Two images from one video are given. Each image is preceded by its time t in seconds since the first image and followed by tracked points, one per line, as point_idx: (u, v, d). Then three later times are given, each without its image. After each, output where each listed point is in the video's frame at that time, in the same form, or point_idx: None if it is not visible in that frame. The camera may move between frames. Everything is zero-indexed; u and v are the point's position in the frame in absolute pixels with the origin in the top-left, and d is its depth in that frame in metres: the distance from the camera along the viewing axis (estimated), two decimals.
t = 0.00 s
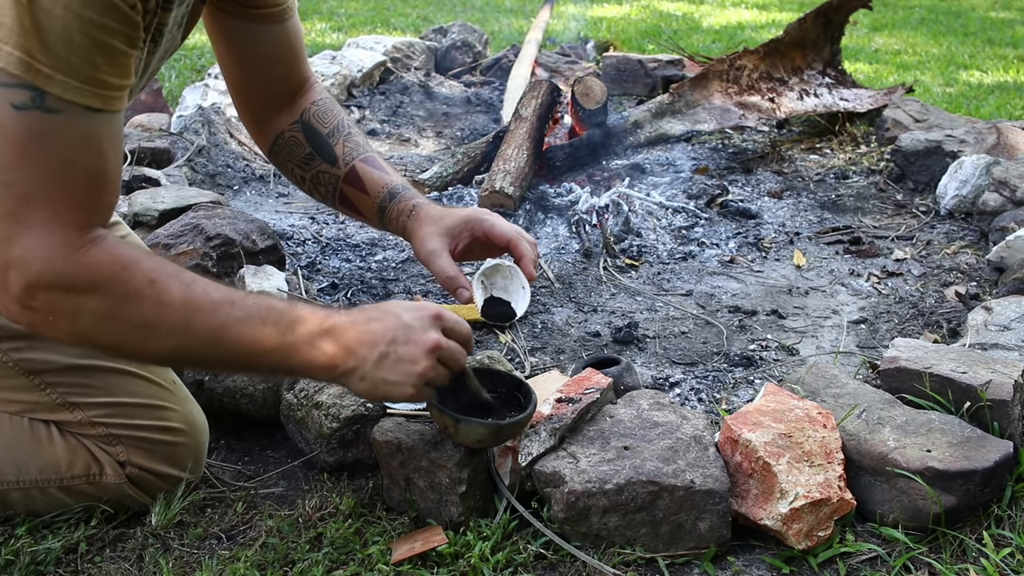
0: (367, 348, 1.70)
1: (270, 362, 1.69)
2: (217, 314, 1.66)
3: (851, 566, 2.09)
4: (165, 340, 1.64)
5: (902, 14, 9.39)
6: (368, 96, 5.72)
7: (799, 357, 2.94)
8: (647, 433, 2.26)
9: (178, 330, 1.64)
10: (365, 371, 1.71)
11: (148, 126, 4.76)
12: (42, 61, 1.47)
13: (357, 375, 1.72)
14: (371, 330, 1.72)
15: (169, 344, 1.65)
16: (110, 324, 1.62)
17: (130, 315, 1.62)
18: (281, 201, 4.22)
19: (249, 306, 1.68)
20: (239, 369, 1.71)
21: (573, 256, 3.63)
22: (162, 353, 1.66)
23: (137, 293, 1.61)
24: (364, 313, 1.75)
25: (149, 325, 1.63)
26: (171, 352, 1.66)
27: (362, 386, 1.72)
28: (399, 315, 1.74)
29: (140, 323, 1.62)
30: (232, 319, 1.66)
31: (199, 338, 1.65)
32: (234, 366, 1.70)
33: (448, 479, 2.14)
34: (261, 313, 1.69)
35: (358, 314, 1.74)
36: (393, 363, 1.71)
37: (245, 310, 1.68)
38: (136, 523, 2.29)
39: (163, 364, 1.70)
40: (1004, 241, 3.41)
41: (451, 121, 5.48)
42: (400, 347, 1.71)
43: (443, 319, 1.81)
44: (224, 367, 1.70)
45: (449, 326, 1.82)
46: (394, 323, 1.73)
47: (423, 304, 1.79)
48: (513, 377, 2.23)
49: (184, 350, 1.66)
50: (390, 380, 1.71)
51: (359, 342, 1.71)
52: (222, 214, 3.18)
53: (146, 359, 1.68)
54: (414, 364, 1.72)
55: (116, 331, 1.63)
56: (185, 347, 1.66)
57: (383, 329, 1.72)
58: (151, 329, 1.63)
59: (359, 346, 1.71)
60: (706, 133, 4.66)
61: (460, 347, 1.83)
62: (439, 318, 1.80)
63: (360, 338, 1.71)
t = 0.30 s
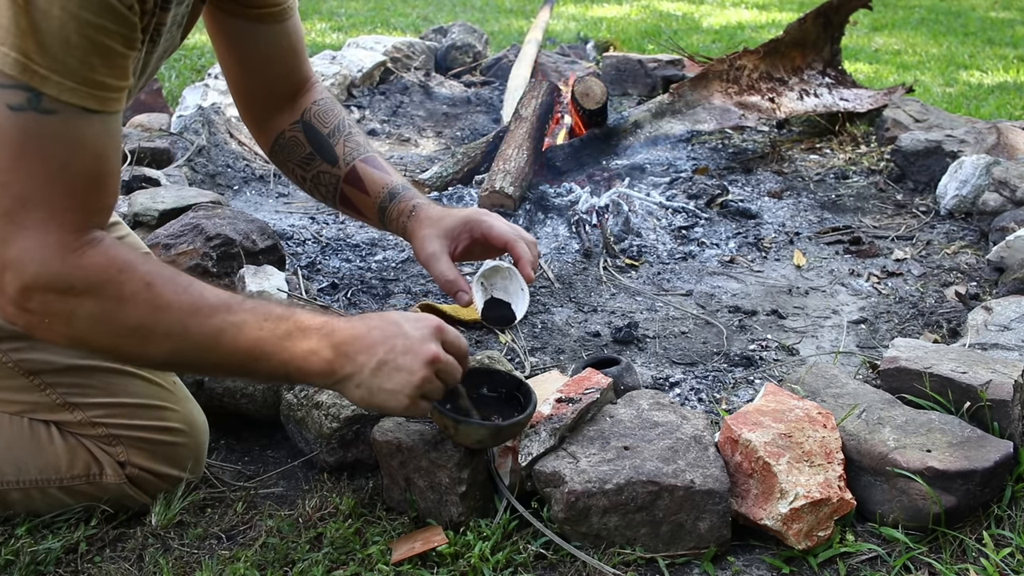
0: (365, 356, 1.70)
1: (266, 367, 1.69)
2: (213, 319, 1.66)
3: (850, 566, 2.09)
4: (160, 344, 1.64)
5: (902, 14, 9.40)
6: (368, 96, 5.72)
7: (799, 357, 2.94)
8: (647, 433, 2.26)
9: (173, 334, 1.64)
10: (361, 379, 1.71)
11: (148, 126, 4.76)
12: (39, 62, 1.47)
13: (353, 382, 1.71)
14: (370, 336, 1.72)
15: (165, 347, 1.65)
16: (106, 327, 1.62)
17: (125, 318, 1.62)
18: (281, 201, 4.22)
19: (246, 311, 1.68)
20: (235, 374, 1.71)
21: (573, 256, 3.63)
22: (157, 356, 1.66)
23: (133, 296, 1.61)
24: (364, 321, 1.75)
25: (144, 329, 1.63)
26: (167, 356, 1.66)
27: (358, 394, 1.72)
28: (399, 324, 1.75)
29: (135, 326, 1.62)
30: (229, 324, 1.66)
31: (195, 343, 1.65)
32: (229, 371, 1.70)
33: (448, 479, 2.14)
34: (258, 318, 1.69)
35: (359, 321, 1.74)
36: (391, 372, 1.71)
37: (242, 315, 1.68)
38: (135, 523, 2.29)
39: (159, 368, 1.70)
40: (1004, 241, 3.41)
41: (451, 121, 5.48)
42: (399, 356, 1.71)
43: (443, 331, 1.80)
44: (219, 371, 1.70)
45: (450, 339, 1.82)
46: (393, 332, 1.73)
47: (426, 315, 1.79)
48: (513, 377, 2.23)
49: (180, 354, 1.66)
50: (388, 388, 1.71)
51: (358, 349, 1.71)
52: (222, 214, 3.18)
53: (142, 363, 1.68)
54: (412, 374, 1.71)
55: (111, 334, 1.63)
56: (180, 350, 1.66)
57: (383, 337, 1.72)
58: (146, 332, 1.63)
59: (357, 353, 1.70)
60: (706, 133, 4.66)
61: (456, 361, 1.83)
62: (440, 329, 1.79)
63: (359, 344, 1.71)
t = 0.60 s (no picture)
0: (361, 356, 1.71)
1: (260, 368, 1.69)
2: (208, 320, 1.66)
3: (851, 566, 2.09)
4: (154, 344, 1.65)
5: (902, 14, 9.40)
6: (368, 96, 5.72)
7: (799, 357, 2.94)
8: (647, 433, 2.26)
9: (167, 334, 1.64)
10: (358, 377, 1.71)
11: (148, 126, 4.76)
12: (33, 63, 1.47)
13: (349, 380, 1.72)
14: (364, 335, 1.72)
15: (159, 347, 1.65)
16: (101, 328, 1.62)
17: (120, 319, 1.62)
18: (281, 201, 4.22)
19: (241, 311, 1.69)
20: (229, 374, 1.71)
21: (573, 256, 3.63)
22: (151, 356, 1.66)
23: (127, 297, 1.61)
24: (357, 317, 1.75)
25: (138, 329, 1.63)
26: (161, 356, 1.66)
27: (355, 392, 1.73)
28: (391, 319, 1.75)
29: (130, 327, 1.62)
30: (223, 324, 1.66)
31: (189, 343, 1.65)
32: (223, 371, 1.70)
33: (448, 479, 2.14)
34: (254, 319, 1.69)
35: (352, 318, 1.74)
36: (388, 370, 1.71)
37: (236, 315, 1.68)
38: (135, 523, 2.29)
39: (154, 368, 1.70)
40: (1004, 241, 3.41)
41: (451, 121, 5.48)
42: (394, 353, 1.72)
43: (436, 325, 1.81)
44: (212, 371, 1.71)
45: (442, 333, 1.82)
46: (386, 328, 1.73)
47: (415, 310, 1.79)
48: (513, 377, 2.22)
49: (174, 354, 1.66)
50: (385, 386, 1.71)
51: (354, 347, 1.71)
52: (222, 214, 3.17)
53: (137, 363, 1.68)
54: (409, 369, 1.72)
55: (106, 335, 1.63)
56: (175, 350, 1.66)
57: (377, 333, 1.73)
58: (140, 333, 1.63)
59: (352, 352, 1.71)
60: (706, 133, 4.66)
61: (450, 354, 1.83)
62: (434, 323, 1.80)
63: (353, 342, 1.71)
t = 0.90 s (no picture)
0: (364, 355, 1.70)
1: (262, 367, 1.69)
2: (210, 320, 1.66)
3: (850, 566, 2.09)
4: (157, 344, 1.65)
5: (902, 14, 9.40)
6: (368, 96, 5.72)
7: (799, 357, 2.94)
8: (647, 433, 2.26)
9: (170, 334, 1.64)
10: (361, 376, 1.71)
11: (148, 126, 4.76)
12: (32, 64, 1.47)
13: (352, 379, 1.72)
14: (367, 335, 1.72)
15: (162, 347, 1.65)
16: (103, 328, 1.62)
17: (122, 319, 1.62)
18: (281, 201, 4.22)
19: (243, 311, 1.69)
20: (232, 373, 1.71)
21: (573, 256, 3.63)
22: (155, 356, 1.66)
23: (130, 297, 1.61)
24: (361, 318, 1.74)
25: (141, 329, 1.63)
26: (164, 356, 1.66)
27: (357, 391, 1.72)
28: (396, 319, 1.74)
29: (133, 327, 1.63)
30: (225, 324, 1.66)
31: (192, 343, 1.65)
32: (226, 371, 1.70)
33: (448, 479, 2.14)
34: (256, 318, 1.69)
35: (355, 318, 1.74)
36: (390, 368, 1.71)
37: (239, 315, 1.68)
38: (135, 523, 2.29)
39: (157, 368, 1.70)
40: (1004, 241, 3.41)
41: (451, 121, 5.48)
42: (397, 352, 1.71)
43: (440, 326, 1.79)
44: (215, 371, 1.71)
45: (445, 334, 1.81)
46: (390, 328, 1.73)
47: (420, 310, 1.78)
48: (513, 377, 2.22)
49: (176, 354, 1.66)
50: (388, 386, 1.71)
51: (357, 346, 1.71)
52: (222, 214, 3.17)
53: (141, 363, 1.68)
54: (410, 370, 1.71)
55: (109, 335, 1.63)
56: (179, 350, 1.66)
57: (380, 333, 1.72)
58: (143, 333, 1.63)
59: (355, 351, 1.71)
60: (705, 133, 4.66)
61: (454, 355, 1.83)
62: (436, 324, 1.78)
63: (357, 342, 1.71)
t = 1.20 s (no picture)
0: (365, 354, 1.71)
1: (263, 367, 1.69)
2: (210, 319, 1.66)
3: (850, 566, 2.09)
4: (158, 344, 1.65)
5: (902, 14, 9.40)
6: (368, 96, 5.72)
7: (799, 357, 2.94)
8: (647, 433, 2.26)
9: (171, 334, 1.64)
10: (363, 376, 1.72)
11: (148, 126, 4.76)
12: (32, 64, 1.47)
13: (354, 379, 1.73)
14: (369, 335, 1.72)
15: (163, 347, 1.65)
16: (104, 328, 1.62)
17: (123, 319, 1.62)
18: (281, 201, 4.22)
19: (244, 311, 1.69)
20: (233, 373, 1.71)
21: (573, 256, 3.63)
22: (155, 356, 1.66)
23: (130, 297, 1.61)
24: (362, 317, 1.75)
25: (141, 330, 1.63)
26: (164, 356, 1.66)
27: (360, 391, 1.73)
28: (397, 319, 1.75)
29: (134, 327, 1.62)
30: (225, 323, 1.66)
31: (192, 343, 1.65)
32: (227, 370, 1.70)
33: (448, 479, 2.14)
34: (257, 319, 1.69)
35: (356, 317, 1.74)
36: (392, 368, 1.71)
37: (239, 315, 1.68)
38: (135, 523, 2.29)
39: (158, 368, 1.70)
40: (1004, 241, 3.41)
41: (451, 121, 5.48)
42: (400, 351, 1.72)
43: (440, 325, 1.78)
44: (216, 371, 1.71)
45: (445, 334, 1.79)
46: (391, 327, 1.73)
47: (421, 309, 1.78)
48: (513, 377, 2.22)
49: (177, 355, 1.66)
50: (389, 384, 1.72)
51: (359, 346, 1.72)
52: (222, 214, 3.17)
53: (141, 363, 1.68)
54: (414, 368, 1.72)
55: (109, 335, 1.63)
56: (180, 350, 1.66)
57: (382, 332, 1.73)
58: (144, 334, 1.63)
59: (356, 351, 1.72)
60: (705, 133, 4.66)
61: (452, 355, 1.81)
62: (437, 323, 1.78)
63: (358, 342, 1.72)
